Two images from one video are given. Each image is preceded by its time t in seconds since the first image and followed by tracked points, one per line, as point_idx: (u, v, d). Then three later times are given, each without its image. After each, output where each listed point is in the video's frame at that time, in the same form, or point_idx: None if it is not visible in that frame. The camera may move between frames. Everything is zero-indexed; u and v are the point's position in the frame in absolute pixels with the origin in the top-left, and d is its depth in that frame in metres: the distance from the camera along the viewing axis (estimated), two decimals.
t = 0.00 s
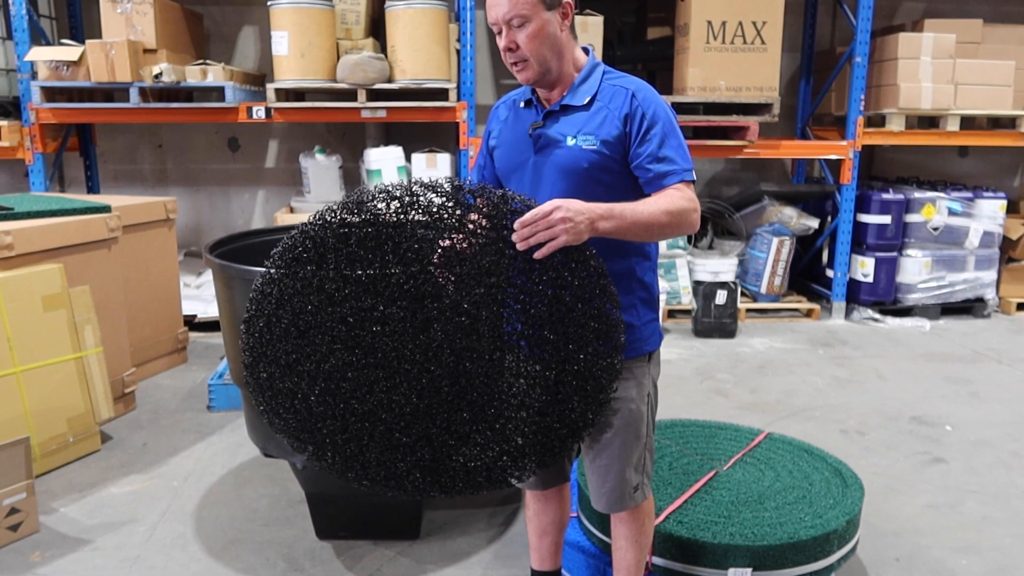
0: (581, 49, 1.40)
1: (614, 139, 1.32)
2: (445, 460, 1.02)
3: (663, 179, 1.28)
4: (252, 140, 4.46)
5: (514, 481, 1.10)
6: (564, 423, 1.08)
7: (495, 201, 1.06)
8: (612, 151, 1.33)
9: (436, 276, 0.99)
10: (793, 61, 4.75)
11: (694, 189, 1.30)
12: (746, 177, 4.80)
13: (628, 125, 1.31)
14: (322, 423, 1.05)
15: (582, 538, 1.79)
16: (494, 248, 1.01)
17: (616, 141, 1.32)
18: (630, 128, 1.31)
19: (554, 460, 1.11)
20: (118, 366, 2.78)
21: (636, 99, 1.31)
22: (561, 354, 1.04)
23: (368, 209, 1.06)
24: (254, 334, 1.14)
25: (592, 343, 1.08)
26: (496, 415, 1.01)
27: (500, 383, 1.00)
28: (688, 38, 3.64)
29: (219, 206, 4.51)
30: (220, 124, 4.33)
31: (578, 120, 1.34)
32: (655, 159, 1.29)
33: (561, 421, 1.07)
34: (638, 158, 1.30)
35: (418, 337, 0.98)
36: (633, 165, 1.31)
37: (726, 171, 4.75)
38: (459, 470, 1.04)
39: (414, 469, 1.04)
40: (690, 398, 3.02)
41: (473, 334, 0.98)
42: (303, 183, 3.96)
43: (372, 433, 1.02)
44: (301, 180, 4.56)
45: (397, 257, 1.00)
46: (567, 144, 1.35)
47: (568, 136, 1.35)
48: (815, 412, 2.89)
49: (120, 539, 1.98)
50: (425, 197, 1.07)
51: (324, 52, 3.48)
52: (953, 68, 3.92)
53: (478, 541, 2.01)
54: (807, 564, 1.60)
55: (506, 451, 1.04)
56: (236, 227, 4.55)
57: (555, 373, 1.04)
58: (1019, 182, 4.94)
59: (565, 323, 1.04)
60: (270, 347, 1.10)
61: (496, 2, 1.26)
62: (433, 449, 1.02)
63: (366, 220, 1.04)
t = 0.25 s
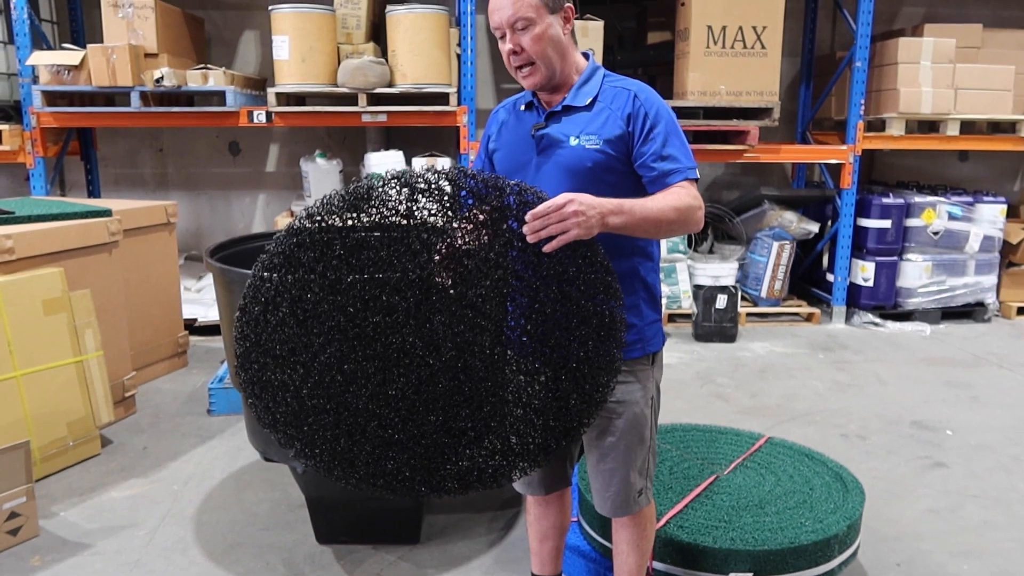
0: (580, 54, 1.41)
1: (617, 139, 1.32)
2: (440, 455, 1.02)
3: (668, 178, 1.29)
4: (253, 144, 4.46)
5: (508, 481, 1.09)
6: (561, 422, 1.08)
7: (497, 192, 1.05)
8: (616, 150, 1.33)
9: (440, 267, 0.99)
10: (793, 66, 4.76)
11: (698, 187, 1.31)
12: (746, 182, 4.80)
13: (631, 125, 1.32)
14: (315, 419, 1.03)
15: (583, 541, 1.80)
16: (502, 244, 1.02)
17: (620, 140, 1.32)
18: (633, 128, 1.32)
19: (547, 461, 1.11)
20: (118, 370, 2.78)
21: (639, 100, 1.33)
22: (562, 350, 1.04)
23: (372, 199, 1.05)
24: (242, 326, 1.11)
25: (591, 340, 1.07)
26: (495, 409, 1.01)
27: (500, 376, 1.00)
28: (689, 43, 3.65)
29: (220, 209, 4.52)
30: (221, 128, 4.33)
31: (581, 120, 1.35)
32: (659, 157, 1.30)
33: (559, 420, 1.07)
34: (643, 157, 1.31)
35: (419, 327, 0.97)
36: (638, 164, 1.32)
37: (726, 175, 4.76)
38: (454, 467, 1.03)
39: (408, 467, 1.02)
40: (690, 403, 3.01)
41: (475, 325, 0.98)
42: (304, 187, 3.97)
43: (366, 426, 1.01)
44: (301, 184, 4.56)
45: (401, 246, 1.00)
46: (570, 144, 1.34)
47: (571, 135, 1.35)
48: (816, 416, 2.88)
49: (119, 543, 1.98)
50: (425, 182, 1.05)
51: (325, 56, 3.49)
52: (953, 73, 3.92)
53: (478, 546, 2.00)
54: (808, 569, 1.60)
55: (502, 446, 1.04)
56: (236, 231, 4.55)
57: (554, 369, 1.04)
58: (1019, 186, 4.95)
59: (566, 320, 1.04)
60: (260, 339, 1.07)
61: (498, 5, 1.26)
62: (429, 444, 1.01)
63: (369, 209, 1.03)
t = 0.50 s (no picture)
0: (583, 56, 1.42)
1: (624, 137, 1.32)
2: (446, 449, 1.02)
3: (676, 175, 1.29)
4: (253, 145, 4.46)
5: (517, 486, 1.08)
6: (571, 424, 1.06)
7: (505, 177, 1.04)
8: (623, 148, 1.33)
9: (451, 257, 1.02)
10: (794, 67, 4.75)
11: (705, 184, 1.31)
12: (747, 183, 4.81)
13: (638, 123, 1.32)
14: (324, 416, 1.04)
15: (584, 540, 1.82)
16: (510, 230, 1.02)
17: (627, 138, 1.32)
18: (639, 127, 1.32)
19: (557, 466, 1.09)
20: (118, 371, 2.78)
21: (644, 99, 1.33)
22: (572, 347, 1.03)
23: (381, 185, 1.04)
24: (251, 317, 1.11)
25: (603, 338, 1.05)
26: (503, 406, 1.02)
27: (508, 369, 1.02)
28: (689, 44, 3.65)
29: (221, 210, 4.52)
30: (222, 129, 4.34)
31: (587, 119, 1.35)
32: (665, 155, 1.30)
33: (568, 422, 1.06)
34: (650, 155, 1.31)
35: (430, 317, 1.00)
36: (645, 162, 1.32)
37: (727, 177, 4.76)
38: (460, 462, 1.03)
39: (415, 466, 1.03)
40: (691, 404, 3.01)
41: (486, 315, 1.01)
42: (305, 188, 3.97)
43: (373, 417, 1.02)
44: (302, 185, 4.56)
45: (413, 236, 1.02)
46: (577, 143, 1.34)
47: (578, 134, 1.34)
48: (817, 417, 2.88)
49: (120, 544, 1.98)
50: (433, 168, 1.05)
51: (326, 57, 3.49)
52: (954, 74, 3.92)
53: (478, 547, 2.00)
54: (809, 571, 1.59)
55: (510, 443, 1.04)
56: (237, 231, 4.55)
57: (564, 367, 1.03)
58: (1020, 188, 4.95)
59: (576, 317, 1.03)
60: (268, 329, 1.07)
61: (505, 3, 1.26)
62: (435, 436, 1.01)
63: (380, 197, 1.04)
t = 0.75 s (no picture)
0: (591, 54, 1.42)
1: (635, 136, 1.33)
2: (480, 447, 1.01)
3: (687, 173, 1.30)
4: (255, 146, 4.47)
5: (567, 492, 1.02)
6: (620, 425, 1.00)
7: (517, 168, 1.05)
8: (634, 147, 1.33)
9: (467, 251, 1.05)
10: (795, 68, 4.75)
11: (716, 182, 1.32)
12: (748, 183, 4.81)
13: (648, 122, 1.34)
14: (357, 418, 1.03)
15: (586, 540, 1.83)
16: (528, 219, 1.03)
17: (638, 137, 1.33)
18: (649, 126, 1.33)
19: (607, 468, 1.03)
20: (119, 372, 2.78)
21: (654, 99, 1.34)
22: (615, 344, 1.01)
23: (397, 187, 1.09)
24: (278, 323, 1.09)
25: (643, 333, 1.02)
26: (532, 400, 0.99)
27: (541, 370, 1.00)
28: (690, 45, 3.65)
29: (222, 211, 4.52)
30: (223, 130, 4.34)
31: (597, 118, 1.35)
32: (676, 153, 1.31)
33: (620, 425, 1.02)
34: (661, 154, 1.32)
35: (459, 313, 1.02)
36: (656, 161, 1.33)
37: (728, 177, 4.76)
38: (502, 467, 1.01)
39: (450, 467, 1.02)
40: (692, 404, 3.01)
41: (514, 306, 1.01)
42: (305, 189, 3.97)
43: (409, 417, 1.01)
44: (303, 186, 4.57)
45: (431, 232, 1.05)
46: (587, 141, 1.34)
47: (589, 133, 1.35)
48: (818, 418, 2.88)
49: (121, 544, 1.98)
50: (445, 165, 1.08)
51: (326, 58, 3.49)
52: (955, 75, 3.92)
53: (479, 547, 2.00)
54: (810, 571, 1.59)
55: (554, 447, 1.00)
56: (238, 232, 4.56)
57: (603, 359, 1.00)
58: (1021, 188, 4.94)
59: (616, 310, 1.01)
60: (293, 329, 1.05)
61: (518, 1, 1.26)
62: (467, 431, 1.01)
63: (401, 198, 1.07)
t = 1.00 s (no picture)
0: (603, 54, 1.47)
1: (653, 136, 1.40)
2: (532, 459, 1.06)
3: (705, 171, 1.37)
4: (255, 146, 4.47)
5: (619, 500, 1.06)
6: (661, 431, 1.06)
7: (550, 174, 1.10)
8: (651, 146, 1.40)
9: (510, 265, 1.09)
10: (795, 69, 4.75)
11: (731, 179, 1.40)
12: (748, 184, 4.81)
13: (665, 122, 1.41)
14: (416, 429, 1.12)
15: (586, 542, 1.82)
16: (566, 224, 1.07)
17: (655, 137, 1.40)
18: (666, 127, 1.40)
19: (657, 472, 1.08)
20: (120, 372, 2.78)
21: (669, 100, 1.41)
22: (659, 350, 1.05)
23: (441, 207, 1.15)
24: (340, 356, 1.20)
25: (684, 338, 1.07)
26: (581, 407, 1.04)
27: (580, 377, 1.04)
28: (690, 45, 3.65)
29: (222, 212, 4.52)
30: (223, 131, 4.34)
31: (614, 118, 1.41)
32: (694, 153, 1.38)
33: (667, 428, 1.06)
34: (679, 153, 1.39)
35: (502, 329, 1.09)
36: (674, 160, 1.40)
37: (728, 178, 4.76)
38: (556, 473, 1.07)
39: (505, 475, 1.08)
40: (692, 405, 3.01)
41: (559, 317, 1.05)
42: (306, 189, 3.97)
43: (462, 430, 1.10)
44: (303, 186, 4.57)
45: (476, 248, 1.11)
46: (604, 141, 1.40)
47: (606, 133, 1.41)
48: (818, 418, 2.88)
49: (121, 545, 1.98)
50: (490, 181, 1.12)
51: (327, 59, 3.49)
52: (955, 75, 3.92)
53: (480, 548, 2.00)
54: (811, 571, 1.59)
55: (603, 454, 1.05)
56: (238, 232, 4.56)
57: (646, 365, 1.04)
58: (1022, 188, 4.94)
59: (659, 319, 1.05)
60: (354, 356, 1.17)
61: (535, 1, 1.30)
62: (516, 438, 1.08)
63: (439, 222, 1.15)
